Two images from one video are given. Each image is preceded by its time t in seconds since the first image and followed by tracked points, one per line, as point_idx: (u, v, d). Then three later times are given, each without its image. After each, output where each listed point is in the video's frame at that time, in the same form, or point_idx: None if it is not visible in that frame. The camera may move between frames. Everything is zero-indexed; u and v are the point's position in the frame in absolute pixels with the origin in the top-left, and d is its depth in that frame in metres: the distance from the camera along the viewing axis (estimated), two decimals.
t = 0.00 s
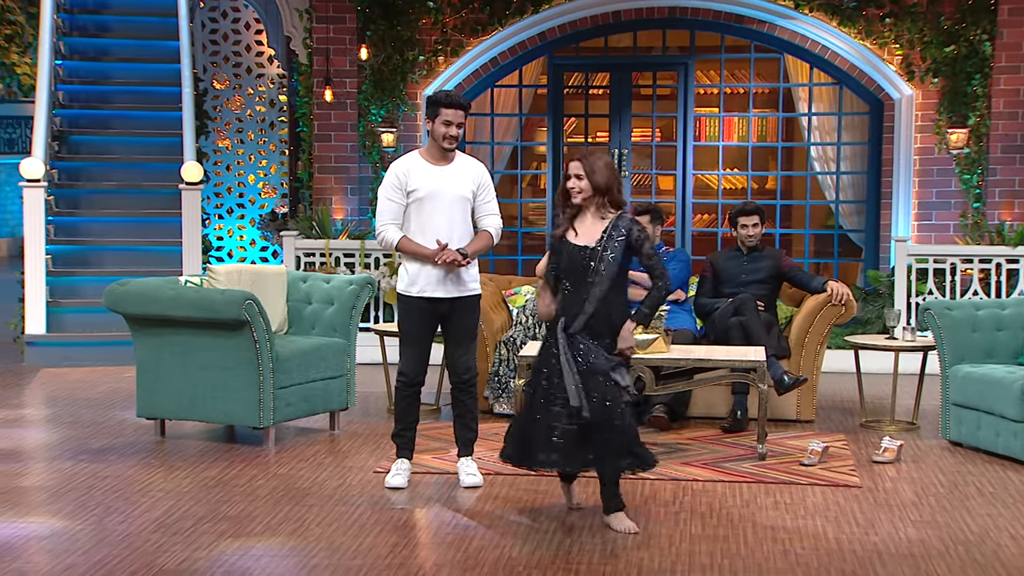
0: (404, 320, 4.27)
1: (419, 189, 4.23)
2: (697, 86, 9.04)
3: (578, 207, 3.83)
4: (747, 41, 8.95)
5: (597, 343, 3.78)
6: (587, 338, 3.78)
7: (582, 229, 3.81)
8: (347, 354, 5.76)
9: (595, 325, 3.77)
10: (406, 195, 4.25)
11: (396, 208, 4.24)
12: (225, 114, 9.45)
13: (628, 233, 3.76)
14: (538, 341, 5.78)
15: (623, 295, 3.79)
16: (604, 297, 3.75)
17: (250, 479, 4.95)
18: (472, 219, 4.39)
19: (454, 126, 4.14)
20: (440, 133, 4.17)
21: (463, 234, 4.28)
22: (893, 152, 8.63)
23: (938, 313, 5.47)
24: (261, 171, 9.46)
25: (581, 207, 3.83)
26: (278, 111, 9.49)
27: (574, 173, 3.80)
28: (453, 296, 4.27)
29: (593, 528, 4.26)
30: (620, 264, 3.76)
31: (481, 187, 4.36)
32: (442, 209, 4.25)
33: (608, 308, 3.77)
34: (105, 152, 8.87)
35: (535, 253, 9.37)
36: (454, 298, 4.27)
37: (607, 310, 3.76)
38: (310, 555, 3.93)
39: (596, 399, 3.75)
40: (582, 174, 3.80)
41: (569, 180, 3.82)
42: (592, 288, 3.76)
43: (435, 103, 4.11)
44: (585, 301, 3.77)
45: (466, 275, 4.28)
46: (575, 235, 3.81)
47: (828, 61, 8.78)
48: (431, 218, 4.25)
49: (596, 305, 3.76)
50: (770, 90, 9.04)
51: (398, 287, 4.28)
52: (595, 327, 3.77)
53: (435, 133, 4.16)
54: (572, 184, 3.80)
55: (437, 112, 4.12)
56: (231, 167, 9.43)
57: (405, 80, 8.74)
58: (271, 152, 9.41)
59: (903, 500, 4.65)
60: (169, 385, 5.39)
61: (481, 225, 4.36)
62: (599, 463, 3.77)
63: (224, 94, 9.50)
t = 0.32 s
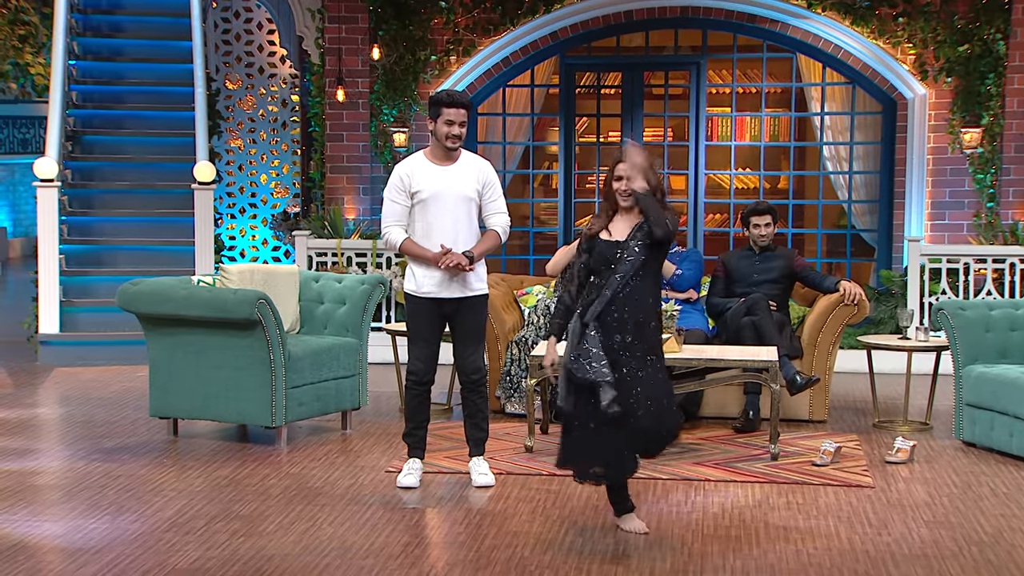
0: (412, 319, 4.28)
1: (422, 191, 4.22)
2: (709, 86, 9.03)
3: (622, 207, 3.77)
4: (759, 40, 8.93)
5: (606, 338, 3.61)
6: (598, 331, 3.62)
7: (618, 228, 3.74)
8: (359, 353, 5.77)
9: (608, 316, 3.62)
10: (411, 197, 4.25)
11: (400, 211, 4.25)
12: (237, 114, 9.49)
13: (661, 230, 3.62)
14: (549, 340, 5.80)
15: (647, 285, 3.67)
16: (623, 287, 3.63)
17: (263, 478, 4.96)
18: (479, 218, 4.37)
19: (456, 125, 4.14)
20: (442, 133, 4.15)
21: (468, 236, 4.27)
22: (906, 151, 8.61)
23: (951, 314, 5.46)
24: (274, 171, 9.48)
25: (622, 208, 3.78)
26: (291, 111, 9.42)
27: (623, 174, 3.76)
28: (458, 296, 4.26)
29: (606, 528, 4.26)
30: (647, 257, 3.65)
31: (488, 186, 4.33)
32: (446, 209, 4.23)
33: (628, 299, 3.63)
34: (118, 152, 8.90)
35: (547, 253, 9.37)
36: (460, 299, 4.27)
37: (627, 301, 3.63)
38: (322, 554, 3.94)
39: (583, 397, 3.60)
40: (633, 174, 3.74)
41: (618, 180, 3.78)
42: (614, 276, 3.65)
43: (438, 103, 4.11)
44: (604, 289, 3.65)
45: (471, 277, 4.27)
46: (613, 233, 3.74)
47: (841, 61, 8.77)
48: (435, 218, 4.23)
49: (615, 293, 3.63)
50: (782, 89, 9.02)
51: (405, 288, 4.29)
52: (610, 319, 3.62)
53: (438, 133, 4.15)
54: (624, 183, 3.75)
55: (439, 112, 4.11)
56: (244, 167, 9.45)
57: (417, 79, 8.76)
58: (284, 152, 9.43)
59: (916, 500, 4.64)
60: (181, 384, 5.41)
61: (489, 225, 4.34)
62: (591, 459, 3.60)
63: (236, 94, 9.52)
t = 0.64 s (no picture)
0: (401, 318, 4.28)
1: (409, 190, 4.22)
2: (701, 84, 9.04)
3: (621, 196, 3.67)
4: (750, 39, 8.94)
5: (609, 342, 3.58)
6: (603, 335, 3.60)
7: (623, 221, 3.65)
8: (351, 351, 5.76)
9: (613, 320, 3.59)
10: (397, 196, 4.25)
11: (387, 210, 4.25)
12: (228, 112, 9.48)
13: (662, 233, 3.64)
14: (540, 339, 5.76)
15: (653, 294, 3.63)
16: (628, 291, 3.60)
17: (254, 476, 4.96)
18: (467, 216, 4.37)
19: (441, 123, 4.13)
20: (427, 131, 4.15)
21: (455, 235, 4.26)
22: (897, 149, 8.63)
23: (942, 312, 5.47)
24: (265, 169, 9.46)
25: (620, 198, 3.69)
26: (282, 109, 9.49)
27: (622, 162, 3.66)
28: (446, 295, 4.26)
29: (597, 526, 4.26)
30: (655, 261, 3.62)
31: (475, 184, 4.33)
32: (433, 208, 4.23)
33: (635, 304, 3.59)
34: (109, 150, 8.89)
35: (538, 251, 9.38)
36: (448, 297, 4.26)
37: (634, 306, 3.58)
38: (313, 552, 3.94)
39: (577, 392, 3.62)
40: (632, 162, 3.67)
41: (616, 168, 3.67)
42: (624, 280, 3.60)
43: (422, 101, 4.11)
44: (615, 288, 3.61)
45: (460, 276, 4.26)
46: (618, 226, 3.64)
47: (832, 59, 8.79)
48: (422, 218, 4.23)
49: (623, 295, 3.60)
50: (773, 88, 9.03)
51: (393, 287, 4.29)
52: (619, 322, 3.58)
53: (422, 130, 4.15)
54: (625, 168, 3.65)
55: (423, 110, 4.11)
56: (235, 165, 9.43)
57: (408, 77, 8.77)
58: (275, 150, 9.42)
59: (907, 498, 4.65)
60: (172, 382, 5.40)
61: (477, 223, 4.34)
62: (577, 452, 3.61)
63: (227, 92, 9.51)
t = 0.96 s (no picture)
0: (386, 314, 4.28)
1: (394, 185, 4.21)
2: (688, 80, 9.05)
3: (611, 164, 3.54)
4: (737, 35, 8.95)
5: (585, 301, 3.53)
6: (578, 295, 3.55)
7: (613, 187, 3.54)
8: (338, 347, 5.76)
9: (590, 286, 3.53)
10: (382, 191, 4.24)
11: (372, 205, 4.24)
12: (215, 107, 9.48)
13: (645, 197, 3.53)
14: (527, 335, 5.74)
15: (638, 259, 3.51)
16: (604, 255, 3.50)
17: (241, 472, 4.95)
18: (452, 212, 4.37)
19: (425, 119, 4.13)
20: (411, 127, 4.15)
21: (441, 230, 4.26)
22: (882, 145, 8.68)
23: (927, 307, 5.49)
24: (252, 164, 9.46)
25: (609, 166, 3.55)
26: (269, 104, 9.49)
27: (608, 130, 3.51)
28: (430, 290, 4.25)
29: (583, 522, 4.26)
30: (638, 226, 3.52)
31: (460, 179, 4.33)
32: (418, 203, 4.22)
33: (615, 266, 3.50)
34: (95, 146, 8.87)
35: (526, 247, 9.40)
36: (433, 292, 4.26)
37: (614, 268, 3.50)
38: (299, 548, 3.94)
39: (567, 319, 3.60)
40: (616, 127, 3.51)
41: (604, 136, 3.52)
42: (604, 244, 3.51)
43: (406, 97, 4.10)
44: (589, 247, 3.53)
45: (445, 270, 4.26)
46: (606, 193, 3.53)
47: (818, 55, 8.82)
48: (407, 212, 4.22)
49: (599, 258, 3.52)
50: (760, 83, 9.05)
51: (378, 283, 4.28)
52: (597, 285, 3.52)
53: (406, 126, 4.14)
54: (609, 135, 3.51)
55: (407, 106, 4.10)
56: (222, 160, 9.42)
57: (396, 73, 8.82)
58: (261, 146, 9.41)
59: (892, 492, 4.66)
60: (158, 378, 5.39)
61: (462, 218, 4.34)
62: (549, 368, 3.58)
63: (214, 87, 9.50)
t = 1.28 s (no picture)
0: (379, 312, 4.31)
1: (388, 183, 4.25)
2: (679, 80, 9.11)
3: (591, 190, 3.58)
4: (728, 35, 9.03)
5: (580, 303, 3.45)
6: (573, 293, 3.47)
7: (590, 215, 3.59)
8: (331, 345, 5.80)
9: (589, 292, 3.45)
10: (376, 189, 4.28)
11: (366, 203, 4.28)
12: (209, 107, 9.53)
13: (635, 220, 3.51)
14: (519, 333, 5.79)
15: (633, 275, 3.52)
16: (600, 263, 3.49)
17: (235, 470, 4.98)
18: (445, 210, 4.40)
19: (418, 119, 4.17)
20: (405, 127, 4.19)
21: (434, 228, 4.30)
22: (871, 144, 8.76)
23: (915, 306, 5.54)
24: (246, 164, 9.50)
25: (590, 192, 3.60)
26: (262, 104, 9.52)
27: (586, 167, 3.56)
28: (423, 287, 4.29)
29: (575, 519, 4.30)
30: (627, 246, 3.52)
31: (453, 178, 4.37)
32: (412, 201, 4.26)
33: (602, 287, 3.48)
34: (89, 145, 8.90)
35: (518, 246, 9.47)
36: (426, 290, 4.29)
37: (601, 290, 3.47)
38: (293, 545, 3.97)
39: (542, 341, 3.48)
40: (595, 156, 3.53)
41: (582, 164, 3.56)
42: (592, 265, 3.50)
43: (400, 97, 4.13)
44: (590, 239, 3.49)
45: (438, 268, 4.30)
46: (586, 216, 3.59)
47: (807, 56, 8.89)
48: (401, 210, 4.26)
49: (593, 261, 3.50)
50: (750, 83, 9.11)
51: (372, 282, 4.32)
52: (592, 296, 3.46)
53: (400, 126, 4.18)
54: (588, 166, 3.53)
55: (401, 106, 4.14)
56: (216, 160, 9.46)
57: (389, 73, 8.86)
58: (255, 145, 9.45)
59: (881, 489, 4.71)
60: (152, 376, 5.42)
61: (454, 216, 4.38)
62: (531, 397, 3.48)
63: (207, 87, 9.54)
